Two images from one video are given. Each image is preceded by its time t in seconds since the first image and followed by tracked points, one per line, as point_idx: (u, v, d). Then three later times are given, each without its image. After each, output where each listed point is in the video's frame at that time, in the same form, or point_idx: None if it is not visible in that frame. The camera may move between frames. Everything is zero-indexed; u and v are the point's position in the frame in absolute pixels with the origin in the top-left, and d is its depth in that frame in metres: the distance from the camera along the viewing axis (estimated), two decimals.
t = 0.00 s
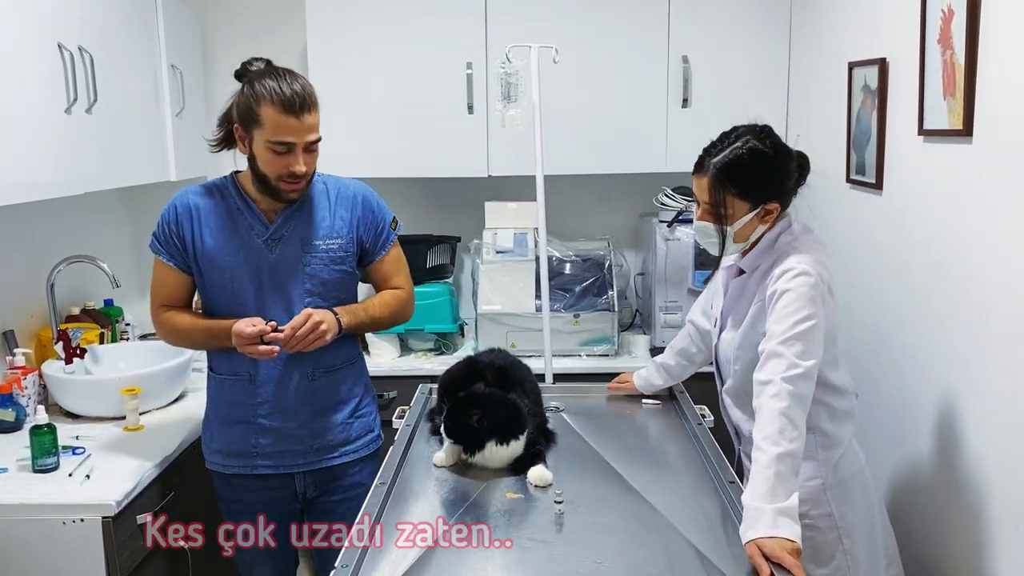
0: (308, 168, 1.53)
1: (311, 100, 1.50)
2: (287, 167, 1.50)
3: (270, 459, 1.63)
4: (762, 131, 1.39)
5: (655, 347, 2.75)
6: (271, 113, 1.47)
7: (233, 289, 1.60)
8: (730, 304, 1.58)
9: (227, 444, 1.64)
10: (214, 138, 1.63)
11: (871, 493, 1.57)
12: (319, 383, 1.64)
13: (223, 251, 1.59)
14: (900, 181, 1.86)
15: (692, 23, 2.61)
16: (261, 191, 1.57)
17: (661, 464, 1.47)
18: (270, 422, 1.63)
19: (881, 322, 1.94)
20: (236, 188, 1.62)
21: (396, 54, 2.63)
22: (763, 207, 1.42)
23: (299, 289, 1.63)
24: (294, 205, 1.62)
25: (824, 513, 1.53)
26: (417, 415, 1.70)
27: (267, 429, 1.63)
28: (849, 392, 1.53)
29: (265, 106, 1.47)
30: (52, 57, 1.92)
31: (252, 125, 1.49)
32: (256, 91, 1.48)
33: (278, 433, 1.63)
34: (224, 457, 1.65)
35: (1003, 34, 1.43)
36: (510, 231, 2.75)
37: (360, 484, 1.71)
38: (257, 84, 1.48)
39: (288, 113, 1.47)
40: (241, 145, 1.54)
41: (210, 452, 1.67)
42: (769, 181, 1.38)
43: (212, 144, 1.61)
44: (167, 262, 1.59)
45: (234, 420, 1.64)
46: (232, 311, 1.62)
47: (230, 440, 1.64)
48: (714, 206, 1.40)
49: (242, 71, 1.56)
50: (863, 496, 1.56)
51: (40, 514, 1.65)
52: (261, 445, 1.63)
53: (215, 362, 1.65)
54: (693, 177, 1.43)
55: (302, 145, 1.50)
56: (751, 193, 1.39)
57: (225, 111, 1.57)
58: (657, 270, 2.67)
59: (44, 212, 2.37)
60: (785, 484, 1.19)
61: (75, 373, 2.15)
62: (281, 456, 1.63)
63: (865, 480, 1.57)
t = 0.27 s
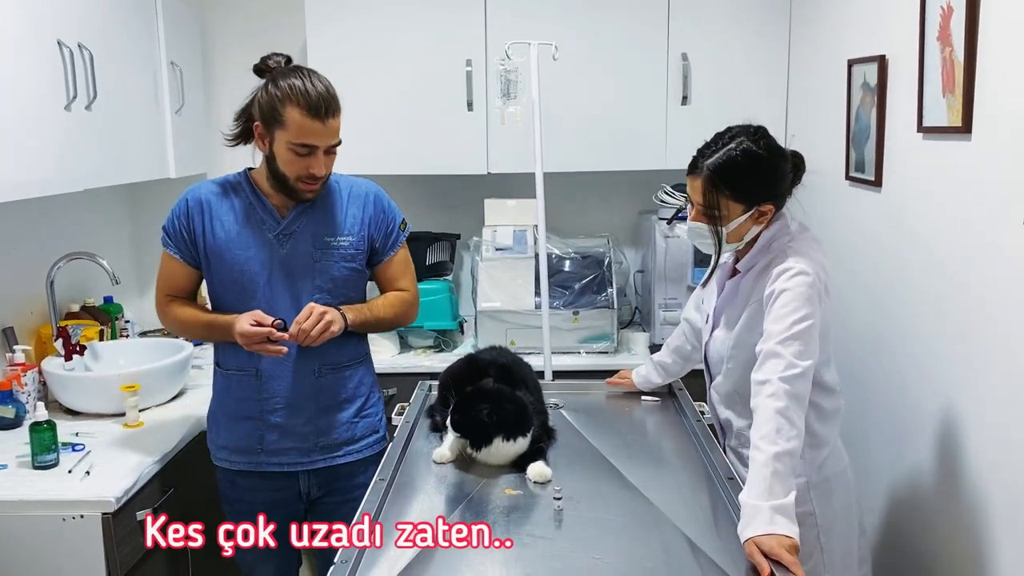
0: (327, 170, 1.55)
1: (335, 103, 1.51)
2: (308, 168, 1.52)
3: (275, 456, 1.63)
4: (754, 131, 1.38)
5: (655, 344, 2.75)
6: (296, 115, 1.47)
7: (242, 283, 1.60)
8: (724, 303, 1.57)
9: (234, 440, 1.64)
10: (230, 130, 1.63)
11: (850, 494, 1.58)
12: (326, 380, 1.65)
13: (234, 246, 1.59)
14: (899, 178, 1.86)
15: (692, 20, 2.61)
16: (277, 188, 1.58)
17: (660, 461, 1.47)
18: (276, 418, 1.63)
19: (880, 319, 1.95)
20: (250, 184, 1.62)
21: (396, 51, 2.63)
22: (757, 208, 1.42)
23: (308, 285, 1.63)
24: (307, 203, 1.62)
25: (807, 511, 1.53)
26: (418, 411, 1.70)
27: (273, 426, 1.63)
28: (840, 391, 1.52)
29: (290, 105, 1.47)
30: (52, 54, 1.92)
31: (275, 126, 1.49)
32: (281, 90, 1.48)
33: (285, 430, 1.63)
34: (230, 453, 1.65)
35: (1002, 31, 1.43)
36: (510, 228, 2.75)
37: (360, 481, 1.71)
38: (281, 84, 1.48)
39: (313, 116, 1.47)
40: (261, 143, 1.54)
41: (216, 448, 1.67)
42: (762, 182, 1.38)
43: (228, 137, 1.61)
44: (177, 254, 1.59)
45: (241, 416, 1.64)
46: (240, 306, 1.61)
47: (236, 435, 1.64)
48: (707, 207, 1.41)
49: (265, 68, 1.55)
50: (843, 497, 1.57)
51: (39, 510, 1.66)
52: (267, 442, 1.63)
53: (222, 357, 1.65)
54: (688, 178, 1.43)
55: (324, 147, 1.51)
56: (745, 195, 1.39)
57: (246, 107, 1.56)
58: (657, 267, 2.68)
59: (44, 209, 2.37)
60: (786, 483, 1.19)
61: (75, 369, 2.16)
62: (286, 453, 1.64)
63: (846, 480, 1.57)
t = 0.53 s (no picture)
0: (334, 169, 1.55)
1: (345, 103, 1.51)
2: (315, 166, 1.52)
3: (274, 449, 1.63)
4: (759, 126, 1.38)
5: (655, 340, 2.75)
6: (306, 114, 1.46)
7: (244, 276, 1.60)
8: (726, 299, 1.57)
9: (233, 433, 1.64)
10: (240, 121, 1.62)
11: (847, 492, 1.58)
12: (327, 375, 1.65)
13: (238, 239, 1.59)
14: (900, 173, 1.85)
15: (692, 15, 2.60)
16: (283, 182, 1.58)
17: (660, 456, 1.47)
18: (276, 412, 1.63)
19: (881, 315, 1.95)
20: (256, 177, 1.62)
21: (396, 47, 2.63)
22: (757, 204, 1.42)
23: (310, 280, 1.63)
24: (312, 199, 1.62)
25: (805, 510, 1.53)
26: (417, 406, 1.70)
27: (273, 419, 1.63)
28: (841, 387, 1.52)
29: (300, 104, 1.47)
30: (52, 48, 1.92)
31: (285, 123, 1.49)
32: (292, 88, 1.48)
33: (284, 423, 1.63)
34: (230, 446, 1.65)
35: (1004, 24, 1.42)
36: (510, 223, 2.73)
37: (360, 476, 1.71)
38: (292, 81, 1.48)
39: (322, 117, 1.47)
40: (269, 139, 1.54)
41: (216, 441, 1.67)
42: (763, 178, 1.37)
43: (236, 131, 1.61)
44: (179, 245, 1.59)
45: (241, 409, 1.64)
46: (241, 299, 1.61)
47: (236, 429, 1.64)
48: (707, 199, 1.41)
49: (278, 63, 1.55)
50: (839, 496, 1.57)
51: (39, 504, 1.66)
52: (266, 435, 1.63)
53: (223, 349, 1.65)
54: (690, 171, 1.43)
55: (331, 147, 1.51)
56: (745, 190, 1.38)
57: (257, 100, 1.56)
58: (657, 263, 2.68)
59: (44, 204, 2.37)
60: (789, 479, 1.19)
61: (75, 365, 2.16)
62: (286, 447, 1.64)
63: (843, 479, 1.57)
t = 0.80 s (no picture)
0: (331, 158, 1.54)
1: (340, 91, 1.50)
2: (311, 154, 1.51)
3: (273, 442, 1.63)
4: (767, 111, 1.37)
5: (657, 334, 2.75)
6: (300, 101, 1.46)
7: (241, 268, 1.59)
8: (728, 293, 1.55)
9: (232, 427, 1.64)
10: (236, 116, 1.62)
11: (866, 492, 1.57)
12: (326, 368, 1.64)
13: (235, 231, 1.59)
14: (903, 166, 1.85)
15: (695, 9, 2.59)
16: (280, 174, 1.57)
17: (661, 450, 1.46)
18: (275, 405, 1.63)
19: (884, 309, 1.94)
20: (253, 170, 1.62)
21: (397, 40, 2.62)
22: (756, 188, 1.41)
23: (308, 272, 1.62)
24: (310, 190, 1.61)
25: (818, 513, 1.53)
26: (417, 399, 1.70)
27: (271, 412, 1.63)
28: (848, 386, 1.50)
29: (294, 92, 1.46)
30: (52, 40, 1.91)
31: (280, 112, 1.48)
32: (286, 76, 1.47)
33: (283, 416, 1.63)
34: (229, 439, 1.65)
35: (1009, 15, 1.41)
36: (511, 218, 2.73)
37: (360, 469, 1.71)
38: (287, 70, 1.48)
39: (317, 103, 1.46)
40: (265, 130, 1.53)
41: (215, 434, 1.67)
42: (764, 162, 1.37)
43: (235, 124, 1.61)
44: (178, 238, 1.60)
45: (239, 402, 1.64)
46: (239, 292, 1.61)
47: (235, 422, 1.64)
48: (707, 180, 1.40)
49: (270, 54, 1.55)
50: (858, 498, 1.55)
51: (39, 497, 1.66)
52: (266, 428, 1.63)
53: (221, 344, 1.66)
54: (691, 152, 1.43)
55: (327, 134, 1.50)
56: (745, 172, 1.38)
57: (252, 93, 1.56)
58: (659, 257, 2.67)
59: (45, 198, 2.36)
60: (796, 473, 1.17)
61: (76, 358, 2.15)
62: (285, 440, 1.64)
63: (860, 481, 1.56)
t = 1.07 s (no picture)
0: (323, 150, 1.53)
1: (325, 81, 1.50)
2: (303, 147, 1.50)
3: (275, 439, 1.63)
4: (767, 105, 1.37)
5: (659, 331, 2.75)
6: (286, 93, 1.46)
7: (239, 269, 1.60)
8: (728, 289, 1.55)
9: (233, 424, 1.64)
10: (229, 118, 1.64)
11: (871, 495, 1.55)
12: (325, 364, 1.64)
13: (231, 231, 1.59)
14: (906, 162, 1.84)
15: (697, 4, 2.59)
16: (274, 171, 1.57)
17: (662, 446, 1.46)
18: (276, 402, 1.63)
19: (886, 306, 1.94)
20: (247, 168, 1.62)
21: (399, 36, 2.61)
22: (753, 182, 1.40)
23: (305, 269, 1.62)
24: (304, 185, 1.60)
25: (820, 515, 1.51)
26: (417, 395, 1.70)
27: (272, 409, 1.63)
28: (850, 383, 1.48)
29: (279, 85, 1.46)
30: (52, 36, 1.91)
31: (268, 106, 1.48)
32: (270, 71, 1.48)
33: (284, 413, 1.63)
34: (230, 437, 1.65)
35: (1012, 11, 1.41)
36: (513, 214, 2.72)
37: (362, 465, 1.71)
38: (270, 65, 1.48)
39: (303, 94, 1.46)
40: (256, 127, 1.53)
41: (217, 432, 1.67)
42: (764, 156, 1.37)
43: (225, 128, 1.61)
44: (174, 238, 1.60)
45: (240, 400, 1.64)
46: (236, 291, 1.61)
47: (236, 420, 1.64)
48: (704, 171, 1.40)
49: (256, 52, 1.55)
50: (863, 501, 1.54)
51: (40, 494, 1.66)
52: (267, 425, 1.63)
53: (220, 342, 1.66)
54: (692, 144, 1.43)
55: (317, 125, 1.49)
56: (744, 164, 1.38)
57: (240, 92, 1.56)
58: (661, 254, 2.67)
59: (46, 194, 2.36)
60: (798, 469, 1.17)
61: (77, 354, 2.15)
62: (287, 436, 1.64)
63: (863, 483, 1.54)
